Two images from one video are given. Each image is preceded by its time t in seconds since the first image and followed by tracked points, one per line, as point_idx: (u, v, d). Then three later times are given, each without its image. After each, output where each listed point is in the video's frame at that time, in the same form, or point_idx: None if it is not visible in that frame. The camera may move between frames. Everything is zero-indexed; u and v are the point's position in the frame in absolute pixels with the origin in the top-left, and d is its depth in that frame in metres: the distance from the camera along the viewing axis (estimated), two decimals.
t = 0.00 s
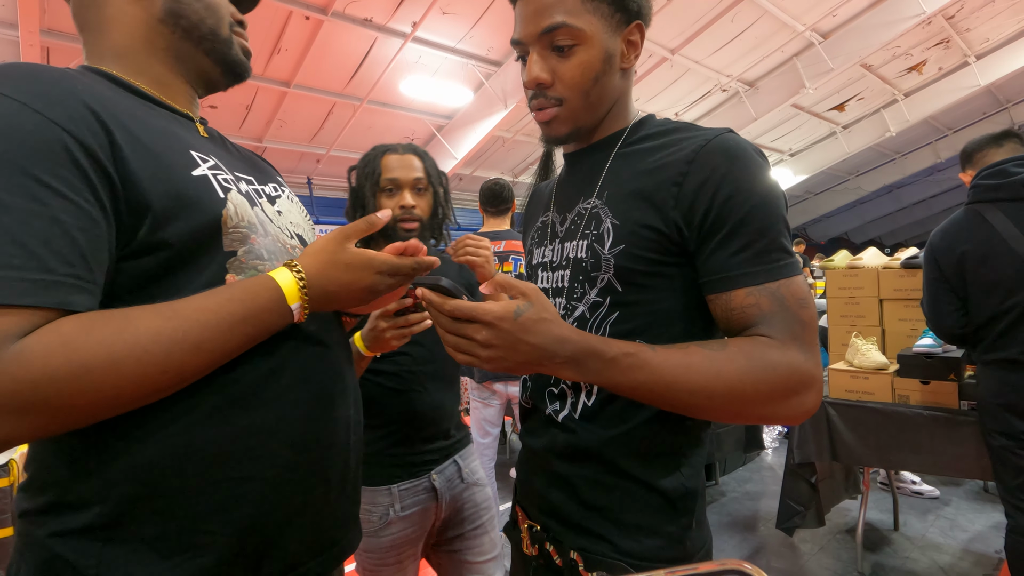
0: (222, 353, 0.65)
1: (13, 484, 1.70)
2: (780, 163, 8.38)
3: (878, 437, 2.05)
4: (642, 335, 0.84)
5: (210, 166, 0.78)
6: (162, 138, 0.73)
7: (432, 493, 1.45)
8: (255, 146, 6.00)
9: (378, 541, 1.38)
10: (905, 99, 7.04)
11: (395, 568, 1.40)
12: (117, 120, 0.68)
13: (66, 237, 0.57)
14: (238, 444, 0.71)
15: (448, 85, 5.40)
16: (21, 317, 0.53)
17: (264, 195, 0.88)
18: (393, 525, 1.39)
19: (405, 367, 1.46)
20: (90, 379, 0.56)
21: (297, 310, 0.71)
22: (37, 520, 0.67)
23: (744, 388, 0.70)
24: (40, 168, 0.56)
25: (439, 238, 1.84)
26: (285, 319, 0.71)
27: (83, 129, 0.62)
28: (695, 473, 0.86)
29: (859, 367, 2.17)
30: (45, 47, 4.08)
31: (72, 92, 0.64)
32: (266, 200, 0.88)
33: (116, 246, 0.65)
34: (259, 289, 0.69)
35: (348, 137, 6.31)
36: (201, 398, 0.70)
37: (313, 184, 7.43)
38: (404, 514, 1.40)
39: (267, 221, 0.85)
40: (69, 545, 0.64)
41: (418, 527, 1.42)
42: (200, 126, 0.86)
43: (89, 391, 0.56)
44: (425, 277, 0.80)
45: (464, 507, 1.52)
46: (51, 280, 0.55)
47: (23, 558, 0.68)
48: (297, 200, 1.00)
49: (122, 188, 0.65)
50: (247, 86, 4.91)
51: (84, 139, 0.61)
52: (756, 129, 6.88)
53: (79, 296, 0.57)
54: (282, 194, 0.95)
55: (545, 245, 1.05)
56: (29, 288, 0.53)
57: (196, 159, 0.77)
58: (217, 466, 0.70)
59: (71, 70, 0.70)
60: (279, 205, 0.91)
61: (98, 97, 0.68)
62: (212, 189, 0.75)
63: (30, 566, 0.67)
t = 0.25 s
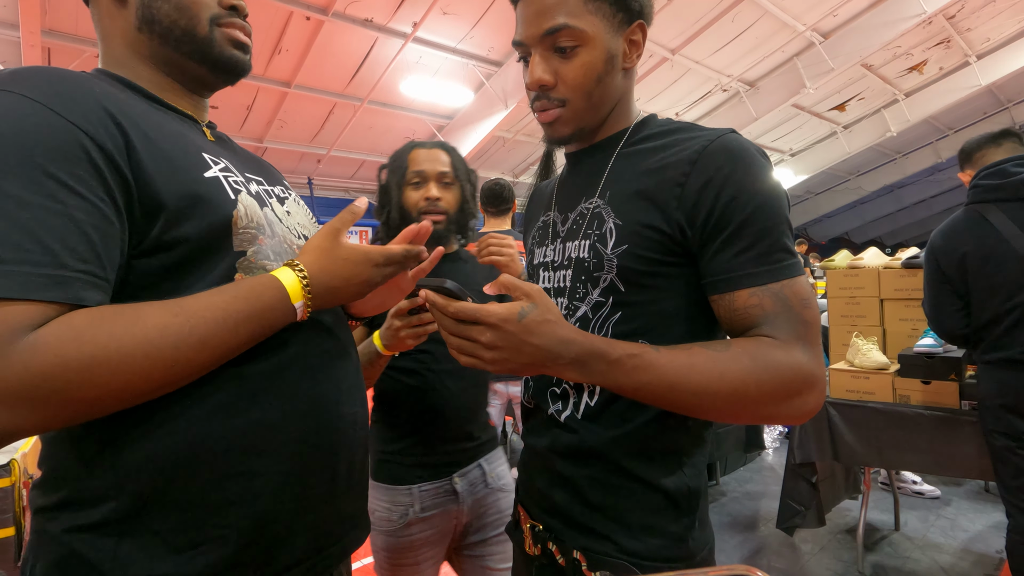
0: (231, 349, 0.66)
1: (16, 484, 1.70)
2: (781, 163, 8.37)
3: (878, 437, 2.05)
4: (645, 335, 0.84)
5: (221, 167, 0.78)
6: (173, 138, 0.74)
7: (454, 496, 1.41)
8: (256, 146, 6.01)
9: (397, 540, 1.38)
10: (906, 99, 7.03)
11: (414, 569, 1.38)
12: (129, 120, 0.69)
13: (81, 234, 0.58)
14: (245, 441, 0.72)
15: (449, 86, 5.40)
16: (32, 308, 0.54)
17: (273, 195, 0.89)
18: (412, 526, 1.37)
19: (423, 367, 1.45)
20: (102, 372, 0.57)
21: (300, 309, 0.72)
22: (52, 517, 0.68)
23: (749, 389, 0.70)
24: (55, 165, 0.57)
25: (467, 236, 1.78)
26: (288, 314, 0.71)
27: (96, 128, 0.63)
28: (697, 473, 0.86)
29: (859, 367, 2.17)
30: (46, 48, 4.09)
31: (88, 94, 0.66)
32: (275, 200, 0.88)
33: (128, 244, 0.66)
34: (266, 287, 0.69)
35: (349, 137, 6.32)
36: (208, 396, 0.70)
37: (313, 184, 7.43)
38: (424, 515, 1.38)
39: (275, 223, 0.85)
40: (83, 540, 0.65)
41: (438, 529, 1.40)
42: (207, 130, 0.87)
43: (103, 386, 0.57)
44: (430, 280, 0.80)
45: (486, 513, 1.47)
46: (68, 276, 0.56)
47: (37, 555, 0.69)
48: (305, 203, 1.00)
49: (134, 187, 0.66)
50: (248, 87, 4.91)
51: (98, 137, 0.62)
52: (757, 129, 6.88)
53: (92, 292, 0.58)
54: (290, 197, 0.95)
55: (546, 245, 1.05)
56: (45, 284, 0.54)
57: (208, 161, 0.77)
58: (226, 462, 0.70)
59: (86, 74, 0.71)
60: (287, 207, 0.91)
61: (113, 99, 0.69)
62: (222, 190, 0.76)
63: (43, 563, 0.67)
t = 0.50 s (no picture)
0: (235, 347, 0.66)
1: (16, 485, 1.70)
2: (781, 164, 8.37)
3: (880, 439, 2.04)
4: (646, 338, 0.84)
5: (223, 167, 0.79)
6: (175, 140, 0.74)
7: (479, 498, 1.40)
8: (257, 147, 6.01)
9: (422, 540, 1.36)
10: (906, 100, 7.04)
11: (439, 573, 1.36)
12: (129, 122, 0.69)
13: (86, 235, 0.58)
14: (249, 440, 0.72)
15: (449, 87, 5.40)
16: (38, 306, 0.54)
17: (275, 196, 0.89)
18: (437, 526, 1.36)
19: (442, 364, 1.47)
20: (106, 370, 0.57)
21: (308, 303, 0.74)
22: (60, 512, 0.68)
23: (751, 392, 0.70)
24: (59, 167, 0.57)
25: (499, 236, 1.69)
26: (296, 305, 0.72)
27: (98, 131, 0.63)
28: (699, 475, 0.86)
29: (861, 369, 2.19)
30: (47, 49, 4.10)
31: (87, 97, 0.66)
32: (278, 201, 0.88)
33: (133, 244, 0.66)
34: (271, 283, 0.70)
35: (349, 138, 6.32)
36: (213, 395, 0.70)
37: (314, 186, 7.43)
38: (451, 516, 1.37)
39: (279, 221, 0.85)
40: (93, 536, 0.65)
41: (463, 532, 1.39)
42: (208, 132, 0.87)
43: (109, 384, 0.57)
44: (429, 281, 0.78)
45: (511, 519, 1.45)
46: (74, 274, 0.56)
47: (43, 553, 0.69)
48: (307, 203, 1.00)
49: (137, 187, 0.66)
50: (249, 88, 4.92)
51: (100, 140, 0.62)
52: (757, 130, 6.88)
53: (98, 290, 0.58)
54: (292, 197, 0.95)
55: (548, 246, 1.04)
56: (51, 283, 0.54)
57: (210, 161, 0.77)
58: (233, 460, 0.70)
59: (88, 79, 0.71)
60: (290, 206, 0.92)
61: (113, 101, 0.69)
62: (224, 189, 0.76)
63: (48, 561, 0.67)
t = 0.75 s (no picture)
0: (241, 341, 0.66)
1: (18, 481, 1.71)
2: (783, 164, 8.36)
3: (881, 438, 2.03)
4: (650, 337, 0.84)
5: (223, 166, 0.78)
6: (177, 140, 0.74)
7: (495, 493, 1.41)
8: (258, 145, 6.01)
9: (436, 531, 1.35)
10: (909, 100, 7.02)
11: (450, 567, 1.34)
12: (134, 120, 0.69)
13: (97, 228, 0.58)
14: (253, 435, 0.72)
15: (451, 85, 5.39)
16: (53, 300, 0.54)
17: (273, 195, 0.88)
18: (452, 516, 1.36)
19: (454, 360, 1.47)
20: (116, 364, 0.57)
21: (317, 305, 0.76)
22: (63, 507, 0.68)
23: (756, 392, 0.70)
24: (70, 162, 0.58)
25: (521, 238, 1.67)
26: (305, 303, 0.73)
27: (106, 128, 0.63)
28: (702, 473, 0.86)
29: (863, 368, 2.21)
30: (49, 45, 4.09)
31: (90, 95, 0.66)
32: (274, 199, 0.87)
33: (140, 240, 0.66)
34: (285, 284, 0.71)
35: (351, 136, 6.32)
36: (218, 390, 0.71)
37: (315, 183, 7.43)
38: (466, 509, 1.36)
39: (279, 220, 0.85)
40: (95, 529, 0.66)
41: (476, 527, 1.38)
42: (209, 132, 0.87)
43: (118, 377, 0.58)
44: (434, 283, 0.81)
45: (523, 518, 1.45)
46: (85, 269, 0.56)
47: (49, 545, 0.69)
48: (306, 201, 1.00)
49: (144, 184, 0.67)
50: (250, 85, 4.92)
51: (108, 137, 0.63)
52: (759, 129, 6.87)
53: (109, 284, 0.59)
54: (292, 195, 0.95)
55: (551, 243, 1.03)
56: (63, 276, 0.55)
57: (211, 159, 0.77)
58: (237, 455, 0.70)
59: (83, 78, 0.71)
60: (288, 206, 0.90)
61: (114, 100, 0.69)
62: (224, 188, 0.75)
63: (54, 554, 0.68)
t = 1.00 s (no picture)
0: (250, 358, 0.66)
1: (25, 488, 1.71)
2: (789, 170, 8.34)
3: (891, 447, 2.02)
4: (660, 352, 0.83)
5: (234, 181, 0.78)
6: (189, 153, 0.74)
7: (503, 507, 1.40)
8: (266, 152, 6.05)
9: (445, 541, 1.37)
10: (916, 107, 7.01)
11: None
12: (146, 135, 0.69)
13: (110, 246, 0.59)
14: (259, 447, 0.72)
15: (457, 93, 5.42)
16: (71, 317, 0.54)
17: (283, 209, 0.87)
18: (460, 530, 1.37)
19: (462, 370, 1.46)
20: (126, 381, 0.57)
21: (321, 299, 0.73)
22: (67, 519, 0.68)
23: (767, 410, 0.69)
24: (82, 180, 0.58)
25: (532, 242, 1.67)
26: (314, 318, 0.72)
27: (117, 144, 0.64)
28: (714, 488, 0.85)
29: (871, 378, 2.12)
30: (60, 54, 4.15)
31: (101, 110, 0.66)
32: (284, 213, 0.87)
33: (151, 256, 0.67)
34: (292, 288, 0.70)
35: (358, 143, 6.36)
36: (229, 401, 0.71)
37: (321, 190, 7.47)
38: (474, 521, 1.37)
39: (289, 233, 0.84)
40: (100, 542, 0.65)
41: (485, 539, 1.39)
42: (223, 144, 0.87)
43: (128, 396, 0.57)
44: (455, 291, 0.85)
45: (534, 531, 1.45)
46: (96, 287, 0.57)
47: (53, 557, 0.69)
48: (316, 212, 1.00)
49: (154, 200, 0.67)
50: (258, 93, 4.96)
51: (118, 153, 0.63)
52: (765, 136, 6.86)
53: (121, 301, 0.59)
54: (303, 207, 0.95)
55: (562, 252, 1.02)
56: (76, 294, 0.55)
57: (221, 174, 0.77)
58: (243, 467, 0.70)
59: (96, 93, 0.71)
60: (297, 219, 0.90)
61: (125, 114, 0.69)
62: (234, 202, 0.75)
63: (58, 566, 0.67)
